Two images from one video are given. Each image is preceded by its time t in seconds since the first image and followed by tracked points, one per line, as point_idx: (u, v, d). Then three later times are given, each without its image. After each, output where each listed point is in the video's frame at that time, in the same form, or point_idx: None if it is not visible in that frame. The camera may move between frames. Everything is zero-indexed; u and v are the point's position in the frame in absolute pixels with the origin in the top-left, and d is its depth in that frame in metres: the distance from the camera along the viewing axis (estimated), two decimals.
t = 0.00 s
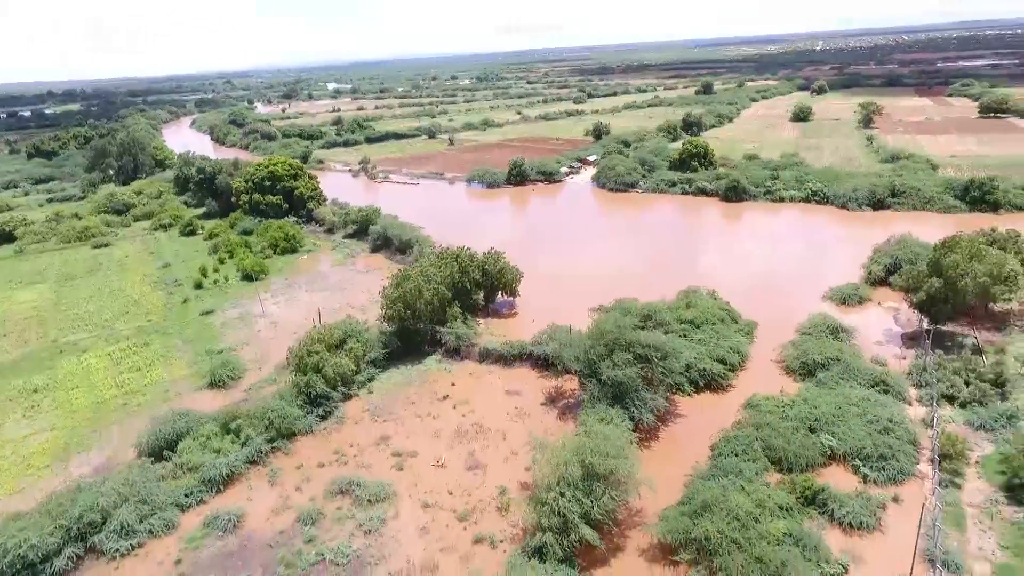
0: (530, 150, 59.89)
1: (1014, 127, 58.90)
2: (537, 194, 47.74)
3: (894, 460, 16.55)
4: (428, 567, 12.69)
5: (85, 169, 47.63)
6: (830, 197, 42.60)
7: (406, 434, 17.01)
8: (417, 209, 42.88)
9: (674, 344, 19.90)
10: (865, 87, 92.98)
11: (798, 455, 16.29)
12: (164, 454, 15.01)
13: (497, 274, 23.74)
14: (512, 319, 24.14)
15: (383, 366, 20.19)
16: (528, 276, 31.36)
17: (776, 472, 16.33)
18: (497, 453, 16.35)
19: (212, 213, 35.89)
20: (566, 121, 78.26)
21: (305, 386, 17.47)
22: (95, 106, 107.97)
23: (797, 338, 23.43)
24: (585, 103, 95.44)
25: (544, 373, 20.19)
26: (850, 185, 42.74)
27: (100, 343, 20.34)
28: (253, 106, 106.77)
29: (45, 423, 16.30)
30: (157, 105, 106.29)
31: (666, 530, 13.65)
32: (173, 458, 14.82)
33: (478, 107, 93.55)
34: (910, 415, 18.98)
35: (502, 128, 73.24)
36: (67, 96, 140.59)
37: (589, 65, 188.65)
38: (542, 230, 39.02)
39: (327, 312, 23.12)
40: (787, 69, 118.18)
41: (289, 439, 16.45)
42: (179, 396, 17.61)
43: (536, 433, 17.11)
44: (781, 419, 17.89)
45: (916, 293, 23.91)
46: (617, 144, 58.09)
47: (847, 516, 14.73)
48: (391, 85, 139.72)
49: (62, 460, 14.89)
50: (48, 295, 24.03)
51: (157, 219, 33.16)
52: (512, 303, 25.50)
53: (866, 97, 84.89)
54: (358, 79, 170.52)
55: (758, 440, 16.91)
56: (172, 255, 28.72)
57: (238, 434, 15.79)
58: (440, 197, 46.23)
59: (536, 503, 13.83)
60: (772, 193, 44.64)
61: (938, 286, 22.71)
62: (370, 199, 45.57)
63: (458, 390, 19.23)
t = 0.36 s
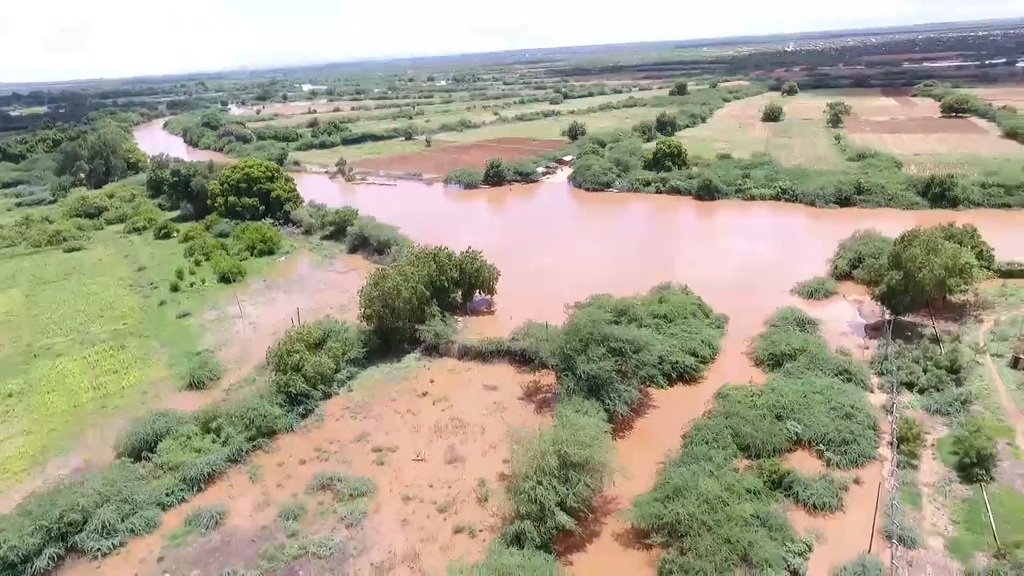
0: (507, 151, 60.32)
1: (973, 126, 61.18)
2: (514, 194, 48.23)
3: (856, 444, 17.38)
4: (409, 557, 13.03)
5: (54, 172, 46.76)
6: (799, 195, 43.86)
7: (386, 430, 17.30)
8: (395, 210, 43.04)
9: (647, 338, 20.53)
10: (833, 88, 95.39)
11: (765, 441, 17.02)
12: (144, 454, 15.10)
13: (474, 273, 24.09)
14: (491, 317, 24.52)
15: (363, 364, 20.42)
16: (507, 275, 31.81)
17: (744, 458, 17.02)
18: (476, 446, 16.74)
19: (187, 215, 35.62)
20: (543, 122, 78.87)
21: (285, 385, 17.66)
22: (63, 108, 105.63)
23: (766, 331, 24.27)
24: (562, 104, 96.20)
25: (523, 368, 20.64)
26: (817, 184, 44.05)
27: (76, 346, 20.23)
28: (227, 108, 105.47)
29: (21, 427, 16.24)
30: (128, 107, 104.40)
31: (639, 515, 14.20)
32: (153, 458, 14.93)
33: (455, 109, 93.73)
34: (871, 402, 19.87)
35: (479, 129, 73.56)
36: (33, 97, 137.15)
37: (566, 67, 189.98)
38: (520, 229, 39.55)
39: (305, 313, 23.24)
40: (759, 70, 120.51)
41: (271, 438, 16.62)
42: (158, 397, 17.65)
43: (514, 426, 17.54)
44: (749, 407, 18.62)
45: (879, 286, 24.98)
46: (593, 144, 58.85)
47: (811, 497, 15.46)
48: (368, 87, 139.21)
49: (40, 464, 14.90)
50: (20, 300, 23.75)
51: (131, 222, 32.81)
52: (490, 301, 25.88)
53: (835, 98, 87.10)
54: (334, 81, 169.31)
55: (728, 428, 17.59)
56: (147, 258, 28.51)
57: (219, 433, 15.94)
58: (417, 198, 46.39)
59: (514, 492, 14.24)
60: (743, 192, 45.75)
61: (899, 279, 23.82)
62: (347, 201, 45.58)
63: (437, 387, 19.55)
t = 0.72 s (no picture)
0: (488, 151, 60.63)
1: (942, 126, 62.97)
2: (496, 194, 48.59)
3: (826, 432, 18.05)
4: (394, 549, 13.32)
5: (28, 175, 45.98)
6: (774, 194, 44.85)
7: (370, 426, 17.54)
8: (378, 211, 43.13)
9: (626, 333, 21.02)
10: (808, 88, 97.19)
11: (739, 431, 17.61)
12: (128, 455, 15.19)
13: (456, 271, 24.38)
14: (473, 315, 24.84)
15: (346, 363, 20.61)
16: (489, 275, 32.12)
17: (720, 447, 17.58)
18: (459, 440, 17.06)
19: (166, 218, 35.36)
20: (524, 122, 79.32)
21: (269, 384, 17.81)
22: (34, 110, 103.54)
23: (741, 325, 24.90)
24: (542, 105, 96.81)
25: (505, 365, 20.99)
26: (792, 182, 45.09)
27: (55, 350, 20.14)
28: (204, 109, 104.13)
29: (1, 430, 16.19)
30: (102, 109, 102.68)
31: (618, 504, 14.64)
32: (137, 458, 15.02)
33: (436, 110, 93.79)
34: (841, 392, 20.60)
35: (460, 130, 73.73)
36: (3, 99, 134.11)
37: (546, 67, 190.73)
38: (502, 229, 39.90)
39: (288, 313, 23.33)
40: (736, 71, 122.35)
41: (255, 436, 16.78)
42: (140, 398, 17.69)
43: (496, 421, 17.87)
44: (725, 398, 19.21)
45: (848, 280, 25.76)
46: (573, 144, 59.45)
47: (783, 483, 16.06)
48: (348, 87, 138.51)
49: (22, 466, 14.90)
50: None
51: (108, 225, 32.50)
52: (472, 300, 26.18)
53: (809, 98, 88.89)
54: (314, 82, 168.01)
55: (704, 419, 18.16)
56: (126, 261, 28.32)
57: (203, 432, 16.06)
58: (399, 198, 46.46)
59: (496, 484, 14.59)
60: (720, 190, 46.65)
61: (866, 274, 24.57)
62: (328, 202, 45.50)
63: (420, 384, 19.82)
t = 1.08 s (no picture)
0: (471, 152, 60.98)
1: (913, 125, 64.65)
2: (478, 194, 48.96)
3: (797, 420, 18.73)
4: (380, 539, 13.64)
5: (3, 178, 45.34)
6: (751, 192, 45.80)
7: (355, 423, 17.83)
8: (361, 211, 43.27)
9: (605, 328, 21.55)
10: (785, 89, 98.97)
11: (715, 420, 18.21)
12: (113, 454, 15.33)
13: (439, 271, 24.70)
14: (456, 313, 25.17)
15: (331, 362, 20.84)
16: (472, 275, 32.47)
17: (696, 436, 18.16)
18: (443, 435, 17.42)
19: (147, 220, 35.16)
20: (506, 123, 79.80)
21: (254, 383, 18.02)
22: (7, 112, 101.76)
23: (718, 319, 25.56)
24: (524, 105, 97.39)
25: (488, 361, 21.37)
26: (768, 181, 46.09)
27: (37, 352, 20.10)
28: (182, 111, 103.00)
29: None
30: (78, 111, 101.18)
31: (598, 492, 15.12)
32: (123, 458, 15.17)
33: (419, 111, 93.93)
34: (812, 382, 21.35)
35: (442, 131, 73.95)
36: None
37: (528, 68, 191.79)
38: (485, 229, 40.27)
39: (271, 314, 23.46)
40: (715, 72, 124.07)
41: (240, 434, 16.98)
42: (125, 399, 17.78)
43: (479, 415, 18.26)
44: (701, 389, 19.82)
45: (821, 275, 26.57)
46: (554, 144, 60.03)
47: (756, 469, 16.68)
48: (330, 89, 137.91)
49: (6, 467, 14.96)
50: None
51: (88, 227, 32.27)
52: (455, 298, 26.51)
53: (786, 99, 90.55)
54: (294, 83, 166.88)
55: (681, 410, 18.74)
56: (107, 263, 28.20)
57: (188, 431, 16.23)
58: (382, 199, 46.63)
59: (480, 475, 14.99)
60: (699, 189, 47.52)
61: (838, 268, 25.42)
62: (311, 203, 45.49)
63: (404, 381, 20.12)
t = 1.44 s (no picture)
0: (453, 153, 61.28)
1: (885, 125, 66.29)
2: (461, 194, 49.29)
3: (771, 410, 19.39)
4: (367, 531, 13.95)
5: None
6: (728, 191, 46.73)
7: (340, 419, 18.10)
8: (344, 213, 43.36)
9: (585, 324, 22.04)
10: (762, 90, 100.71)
11: (691, 411, 18.81)
12: (98, 454, 15.43)
13: (422, 270, 25.01)
14: (439, 312, 25.49)
15: (316, 360, 21.06)
16: (456, 275, 32.81)
17: (674, 427, 18.73)
18: (427, 429, 17.76)
19: (127, 222, 34.95)
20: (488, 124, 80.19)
21: (238, 382, 18.19)
22: None
23: (696, 314, 26.19)
24: (506, 106, 97.88)
25: (472, 358, 21.72)
26: (745, 180, 47.06)
27: (17, 356, 20.03)
28: (161, 113, 101.88)
29: None
30: (53, 113, 99.58)
31: (578, 481, 15.59)
32: (108, 457, 15.29)
33: (401, 112, 93.99)
34: (786, 373, 22.06)
35: (425, 132, 74.13)
36: None
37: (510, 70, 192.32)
38: (468, 230, 40.61)
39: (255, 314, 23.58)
40: (694, 73, 125.75)
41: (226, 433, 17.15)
42: (109, 400, 17.83)
43: (463, 410, 18.62)
44: (679, 382, 20.40)
45: (795, 270, 27.32)
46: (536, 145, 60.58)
47: (731, 457, 17.29)
48: (311, 90, 137.25)
49: None
50: None
51: (67, 230, 32.01)
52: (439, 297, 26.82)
53: (763, 100, 92.18)
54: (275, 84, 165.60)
55: (659, 402, 19.30)
56: (88, 266, 28.05)
57: (173, 429, 16.38)
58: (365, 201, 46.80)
59: (464, 467, 15.36)
60: (678, 188, 48.36)
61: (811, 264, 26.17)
62: (294, 205, 45.48)
63: (389, 378, 20.41)
